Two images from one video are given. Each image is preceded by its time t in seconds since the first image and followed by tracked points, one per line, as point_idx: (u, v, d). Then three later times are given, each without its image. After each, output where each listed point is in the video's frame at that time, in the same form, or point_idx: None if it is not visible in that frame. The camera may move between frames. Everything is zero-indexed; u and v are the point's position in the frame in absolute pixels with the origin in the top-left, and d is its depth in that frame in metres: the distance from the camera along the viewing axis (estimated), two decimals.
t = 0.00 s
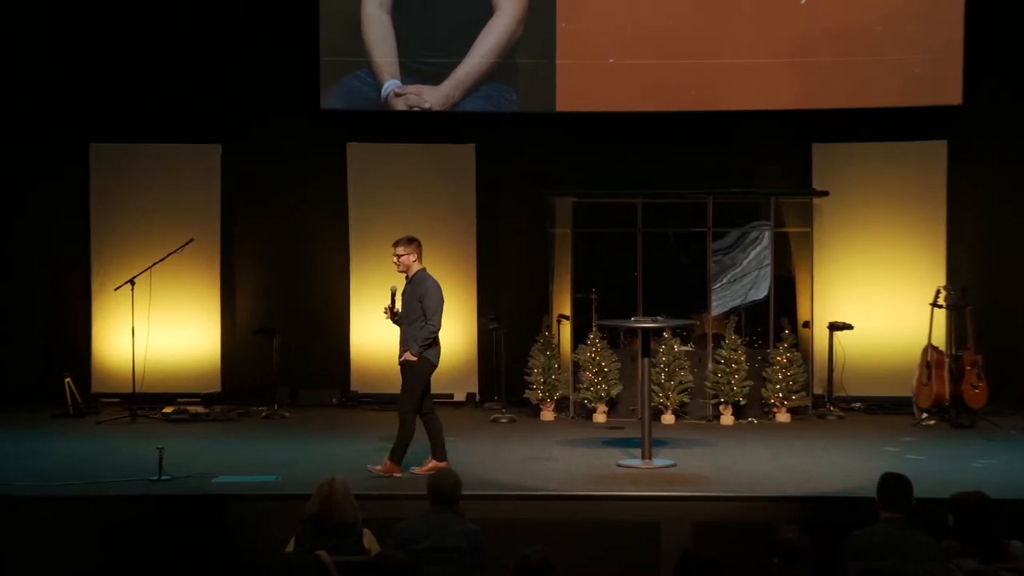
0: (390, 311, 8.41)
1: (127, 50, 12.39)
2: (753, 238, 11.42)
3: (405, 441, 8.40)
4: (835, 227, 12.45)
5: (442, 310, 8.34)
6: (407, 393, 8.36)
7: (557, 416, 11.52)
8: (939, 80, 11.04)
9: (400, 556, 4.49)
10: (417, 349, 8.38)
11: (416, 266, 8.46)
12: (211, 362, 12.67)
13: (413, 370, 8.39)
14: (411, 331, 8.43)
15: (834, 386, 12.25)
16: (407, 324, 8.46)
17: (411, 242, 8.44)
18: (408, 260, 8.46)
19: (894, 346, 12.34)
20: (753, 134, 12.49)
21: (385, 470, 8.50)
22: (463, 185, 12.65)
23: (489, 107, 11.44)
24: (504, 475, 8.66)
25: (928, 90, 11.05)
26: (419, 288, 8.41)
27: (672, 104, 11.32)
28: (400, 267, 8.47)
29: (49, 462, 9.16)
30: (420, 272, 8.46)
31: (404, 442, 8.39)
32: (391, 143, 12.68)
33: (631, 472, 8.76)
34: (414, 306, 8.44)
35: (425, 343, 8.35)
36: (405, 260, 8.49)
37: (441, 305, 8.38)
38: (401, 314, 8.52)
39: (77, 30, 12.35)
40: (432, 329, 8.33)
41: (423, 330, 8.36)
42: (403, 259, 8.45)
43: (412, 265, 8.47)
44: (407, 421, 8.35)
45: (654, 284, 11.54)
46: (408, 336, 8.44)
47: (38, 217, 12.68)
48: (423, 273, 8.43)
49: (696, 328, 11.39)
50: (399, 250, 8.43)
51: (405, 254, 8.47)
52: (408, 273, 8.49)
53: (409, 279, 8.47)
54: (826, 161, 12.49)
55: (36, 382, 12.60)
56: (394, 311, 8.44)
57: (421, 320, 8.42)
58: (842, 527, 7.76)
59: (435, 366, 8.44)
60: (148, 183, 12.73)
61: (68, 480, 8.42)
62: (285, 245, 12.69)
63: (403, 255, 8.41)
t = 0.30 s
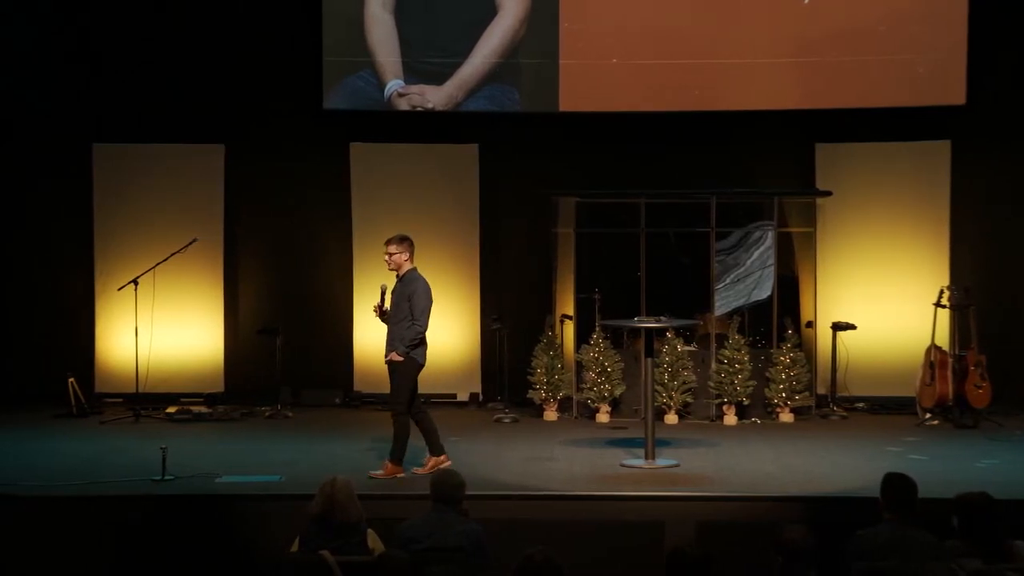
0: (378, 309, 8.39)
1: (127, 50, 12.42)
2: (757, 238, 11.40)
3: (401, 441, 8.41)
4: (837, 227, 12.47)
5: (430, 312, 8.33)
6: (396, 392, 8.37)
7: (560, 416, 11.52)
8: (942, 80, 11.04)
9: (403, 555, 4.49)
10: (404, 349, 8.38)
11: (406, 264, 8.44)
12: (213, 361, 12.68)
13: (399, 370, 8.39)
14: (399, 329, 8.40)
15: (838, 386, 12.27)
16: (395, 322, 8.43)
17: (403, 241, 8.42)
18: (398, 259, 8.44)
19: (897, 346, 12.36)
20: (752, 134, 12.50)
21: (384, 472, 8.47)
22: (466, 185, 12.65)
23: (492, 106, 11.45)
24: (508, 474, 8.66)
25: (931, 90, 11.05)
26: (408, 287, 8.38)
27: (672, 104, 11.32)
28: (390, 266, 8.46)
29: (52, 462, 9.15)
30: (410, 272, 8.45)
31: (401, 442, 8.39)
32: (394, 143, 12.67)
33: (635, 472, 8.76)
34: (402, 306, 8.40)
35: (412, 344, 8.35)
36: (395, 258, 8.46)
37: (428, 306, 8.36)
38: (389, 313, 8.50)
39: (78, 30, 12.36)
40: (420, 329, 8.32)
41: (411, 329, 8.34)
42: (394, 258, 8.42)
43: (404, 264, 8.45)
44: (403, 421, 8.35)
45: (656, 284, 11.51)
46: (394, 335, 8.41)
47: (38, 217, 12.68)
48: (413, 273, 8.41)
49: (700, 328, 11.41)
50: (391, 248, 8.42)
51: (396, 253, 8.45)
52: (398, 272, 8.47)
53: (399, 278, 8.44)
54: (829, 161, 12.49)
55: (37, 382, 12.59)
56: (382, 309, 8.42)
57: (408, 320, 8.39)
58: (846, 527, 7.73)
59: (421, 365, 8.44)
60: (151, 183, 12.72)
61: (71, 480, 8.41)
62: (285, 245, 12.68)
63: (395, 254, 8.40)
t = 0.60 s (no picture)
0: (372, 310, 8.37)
1: (127, 50, 12.39)
2: (761, 238, 11.40)
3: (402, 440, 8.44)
4: (843, 227, 12.48)
5: (426, 312, 8.36)
6: (395, 392, 8.38)
7: (565, 416, 11.52)
8: (947, 80, 11.02)
9: (408, 556, 4.48)
10: (401, 349, 8.38)
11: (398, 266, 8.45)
12: (218, 361, 12.72)
13: (396, 370, 8.38)
14: (393, 331, 8.41)
15: (843, 386, 12.28)
16: (389, 324, 8.43)
17: (394, 242, 8.39)
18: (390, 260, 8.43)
19: (902, 346, 12.36)
20: (752, 134, 12.48)
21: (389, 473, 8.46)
22: (471, 185, 12.69)
23: (498, 107, 11.45)
24: (513, 474, 8.66)
25: (935, 90, 11.03)
26: (402, 288, 8.41)
27: (673, 104, 11.31)
28: (382, 266, 8.42)
29: (53, 462, 9.16)
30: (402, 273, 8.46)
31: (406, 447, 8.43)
32: (398, 143, 12.71)
33: (640, 472, 8.76)
34: (397, 306, 8.41)
35: (409, 344, 8.36)
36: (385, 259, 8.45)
37: (424, 306, 8.39)
38: (381, 314, 8.50)
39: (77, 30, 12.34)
40: (417, 330, 8.33)
41: (407, 330, 8.36)
42: (385, 259, 8.39)
43: (395, 264, 8.42)
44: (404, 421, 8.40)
45: (661, 284, 11.54)
46: (389, 336, 8.42)
47: (39, 216, 12.67)
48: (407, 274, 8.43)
49: (705, 328, 11.42)
50: (382, 248, 8.37)
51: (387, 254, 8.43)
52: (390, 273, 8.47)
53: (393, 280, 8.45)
54: (834, 161, 12.51)
55: (36, 382, 12.58)
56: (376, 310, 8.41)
57: (404, 320, 8.41)
58: (853, 526, 7.73)
59: (416, 365, 8.46)
60: (155, 184, 12.79)
61: (74, 480, 8.42)
62: (287, 245, 12.65)
63: (387, 255, 8.36)
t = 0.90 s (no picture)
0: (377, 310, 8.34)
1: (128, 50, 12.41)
2: (767, 238, 11.40)
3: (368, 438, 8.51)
4: (849, 227, 12.47)
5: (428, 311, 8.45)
6: (397, 392, 8.41)
7: (570, 416, 11.52)
8: (952, 80, 11.00)
9: (412, 555, 4.48)
10: (406, 350, 8.39)
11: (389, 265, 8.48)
12: (223, 361, 12.73)
13: (401, 371, 8.37)
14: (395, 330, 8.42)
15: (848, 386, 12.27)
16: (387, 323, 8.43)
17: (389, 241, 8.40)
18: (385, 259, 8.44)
19: (907, 346, 12.35)
20: (751, 134, 12.47)
21: (396, 474, 8.47)
22: (477, 185, 12.70)
23: (503, 107, 11.44)
24: (517, 474, 8.65)
25: (940, 90, 11.01)
26: (403, 288, 8.45)
27: (674, 103, 11.31)
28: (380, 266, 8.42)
29: (54, 462, 9.17)
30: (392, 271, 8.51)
31: (368, 441, 8.49)
32: (405, 143, 12.73)
33: (644, 472, 8.76)
34: (399, 307, 8.43)
35: (415, 344, 8.39)
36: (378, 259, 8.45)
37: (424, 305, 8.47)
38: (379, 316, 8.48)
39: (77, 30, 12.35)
40: (422, 328, 8.39)
41: (411, 330, 8.38)
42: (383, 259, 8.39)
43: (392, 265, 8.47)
44: (406, 420, 8.41)
45: (666, 284, 11.51)
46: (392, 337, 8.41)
47: (43, 217, 12.69)
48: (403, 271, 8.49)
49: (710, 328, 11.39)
50: (384, 248, 8.38)
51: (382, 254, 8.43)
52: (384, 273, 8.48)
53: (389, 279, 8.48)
54: (840, 160, 12.51)
55: (36, 382, 12.60)
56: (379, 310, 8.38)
57: (405, 320, 8.44)
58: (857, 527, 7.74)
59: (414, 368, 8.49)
60: (160, 184, 12.83)
61: (77, 480, 8.43)
62: (290, 245, 12.64)
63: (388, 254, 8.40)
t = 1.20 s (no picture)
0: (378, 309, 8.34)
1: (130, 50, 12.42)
2: (772, 238, 11.37)
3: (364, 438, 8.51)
4: (855, 227, 12.46)
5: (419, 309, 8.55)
6: (395, 392, 8.46)
7: (575, 416, 11.53)
8: (957, 80, 10.99)
9: (417, 555, 4.47)
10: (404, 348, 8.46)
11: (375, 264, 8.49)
12: (228, 362, 12.73)
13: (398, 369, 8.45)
14: (391, 328, 8.43)
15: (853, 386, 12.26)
16: (383, 321, 8.43)
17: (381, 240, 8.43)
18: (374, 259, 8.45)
19: (912, 347, 12.34)
20: (752, 133, 12.47)
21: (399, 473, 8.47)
22: (482, 186, 12.68)
23: (508, 106, 11.43)
24: (523, 475, 8.65)
25: (945, 90, 11.00)
26: (398, 286, 8.49)
27: (676, 103, 11.31)
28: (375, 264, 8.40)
29: (58, 463, 9.16)
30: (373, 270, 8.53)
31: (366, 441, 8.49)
32: (409, 143, 12.72)
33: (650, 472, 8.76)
34: (395, 305, 8.47)
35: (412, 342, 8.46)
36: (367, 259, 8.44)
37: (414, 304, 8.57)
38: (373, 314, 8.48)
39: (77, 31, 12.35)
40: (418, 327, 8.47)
41: (409, 328, 8.44)
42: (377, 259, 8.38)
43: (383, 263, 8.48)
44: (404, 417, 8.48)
45: (670, 284, 11.49)
46: (389, 336, 8.43)
47: (47, 217, 12.69)
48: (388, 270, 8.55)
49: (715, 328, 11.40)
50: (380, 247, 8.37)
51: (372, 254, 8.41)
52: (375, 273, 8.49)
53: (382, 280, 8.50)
54: (845, 160, 12.49)
55: (42, 381, 12.61)
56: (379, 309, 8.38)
57: (399, 319, 8.49)
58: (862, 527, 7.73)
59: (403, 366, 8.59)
60: (164, 185, 12.82)
61: (83, 479, 8.43)
62: (294, 245, 12.65)
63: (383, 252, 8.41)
